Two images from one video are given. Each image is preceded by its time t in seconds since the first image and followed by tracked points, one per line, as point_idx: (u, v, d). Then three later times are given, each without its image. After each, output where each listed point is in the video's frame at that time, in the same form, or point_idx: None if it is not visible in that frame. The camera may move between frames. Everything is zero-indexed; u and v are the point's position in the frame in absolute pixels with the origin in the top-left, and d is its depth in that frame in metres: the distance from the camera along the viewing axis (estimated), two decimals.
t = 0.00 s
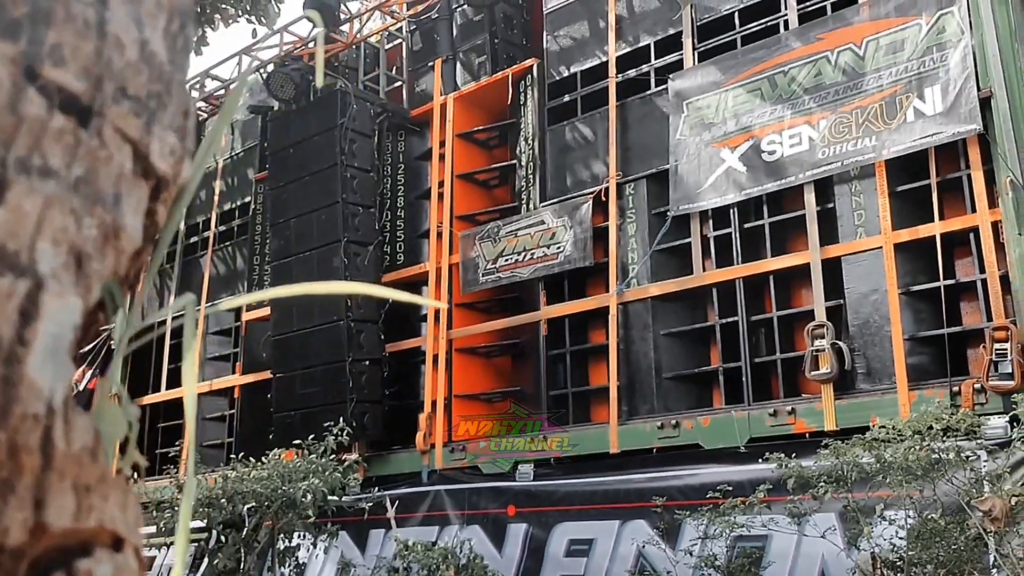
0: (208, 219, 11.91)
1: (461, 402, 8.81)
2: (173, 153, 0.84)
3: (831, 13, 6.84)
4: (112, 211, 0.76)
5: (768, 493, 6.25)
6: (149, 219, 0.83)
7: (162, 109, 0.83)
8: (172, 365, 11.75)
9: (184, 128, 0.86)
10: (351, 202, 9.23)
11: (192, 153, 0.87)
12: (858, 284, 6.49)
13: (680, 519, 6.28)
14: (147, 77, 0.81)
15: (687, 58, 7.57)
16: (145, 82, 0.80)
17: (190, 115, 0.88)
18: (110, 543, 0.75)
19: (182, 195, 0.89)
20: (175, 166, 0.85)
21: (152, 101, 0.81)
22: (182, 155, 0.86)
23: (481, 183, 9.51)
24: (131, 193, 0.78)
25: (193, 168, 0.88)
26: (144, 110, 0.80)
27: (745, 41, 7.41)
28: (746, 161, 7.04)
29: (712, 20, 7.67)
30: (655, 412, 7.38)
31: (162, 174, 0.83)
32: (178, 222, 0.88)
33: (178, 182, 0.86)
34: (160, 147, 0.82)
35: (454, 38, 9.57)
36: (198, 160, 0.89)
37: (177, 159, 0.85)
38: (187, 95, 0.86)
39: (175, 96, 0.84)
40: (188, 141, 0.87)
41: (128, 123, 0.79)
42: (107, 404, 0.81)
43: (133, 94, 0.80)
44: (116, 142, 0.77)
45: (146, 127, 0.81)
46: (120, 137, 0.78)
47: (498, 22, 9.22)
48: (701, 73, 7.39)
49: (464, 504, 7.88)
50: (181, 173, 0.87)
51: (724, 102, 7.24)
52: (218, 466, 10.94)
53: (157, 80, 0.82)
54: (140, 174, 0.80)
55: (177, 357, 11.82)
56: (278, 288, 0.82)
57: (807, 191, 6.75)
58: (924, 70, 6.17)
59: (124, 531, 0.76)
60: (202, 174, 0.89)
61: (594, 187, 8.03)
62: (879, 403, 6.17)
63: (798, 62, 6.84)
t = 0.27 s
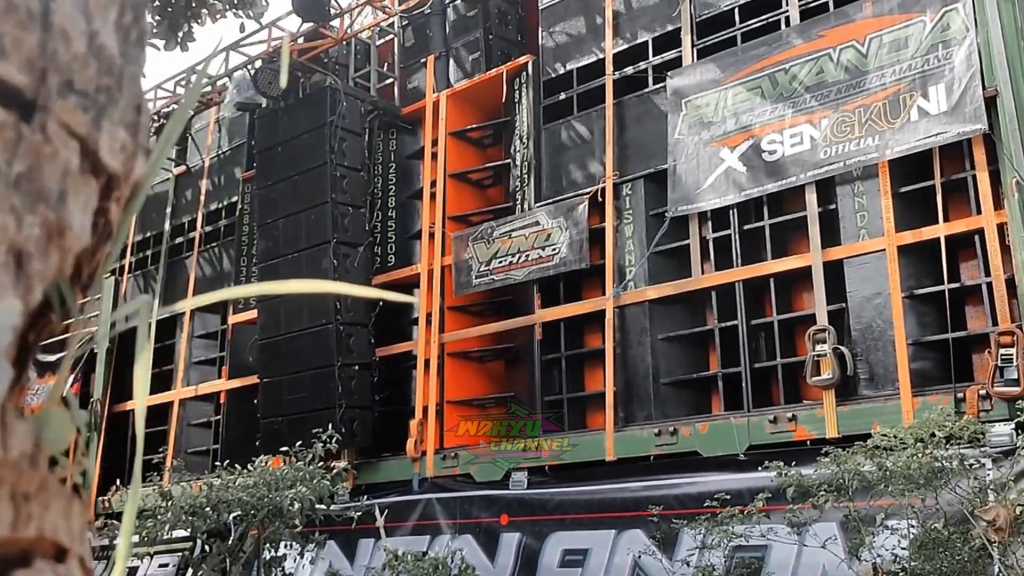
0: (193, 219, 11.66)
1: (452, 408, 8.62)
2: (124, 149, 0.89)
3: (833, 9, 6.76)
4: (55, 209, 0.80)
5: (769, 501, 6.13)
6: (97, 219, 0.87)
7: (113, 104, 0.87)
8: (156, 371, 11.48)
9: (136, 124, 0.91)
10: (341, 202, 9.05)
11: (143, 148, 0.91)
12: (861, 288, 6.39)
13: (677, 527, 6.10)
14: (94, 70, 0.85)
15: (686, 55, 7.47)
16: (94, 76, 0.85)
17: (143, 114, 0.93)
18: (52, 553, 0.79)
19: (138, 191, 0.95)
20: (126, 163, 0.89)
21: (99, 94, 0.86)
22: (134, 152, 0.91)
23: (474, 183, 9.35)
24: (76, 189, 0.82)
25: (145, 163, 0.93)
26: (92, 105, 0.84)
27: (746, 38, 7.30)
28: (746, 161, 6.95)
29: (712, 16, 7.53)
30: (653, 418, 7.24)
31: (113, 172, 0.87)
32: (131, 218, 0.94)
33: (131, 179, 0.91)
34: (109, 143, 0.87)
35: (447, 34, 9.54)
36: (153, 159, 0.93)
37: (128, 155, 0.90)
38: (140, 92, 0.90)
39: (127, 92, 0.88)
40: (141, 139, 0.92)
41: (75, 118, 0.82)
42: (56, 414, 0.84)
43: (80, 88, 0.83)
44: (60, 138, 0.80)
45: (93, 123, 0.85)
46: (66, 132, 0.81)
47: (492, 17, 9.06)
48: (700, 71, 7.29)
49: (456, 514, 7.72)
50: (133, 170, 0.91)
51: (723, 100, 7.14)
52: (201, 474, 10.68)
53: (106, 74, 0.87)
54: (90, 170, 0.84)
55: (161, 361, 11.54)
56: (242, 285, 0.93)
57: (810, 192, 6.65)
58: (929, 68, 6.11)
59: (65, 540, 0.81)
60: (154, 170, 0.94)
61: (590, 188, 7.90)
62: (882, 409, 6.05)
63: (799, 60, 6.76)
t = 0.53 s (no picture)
0: (185, 228, 11.60)
1: (447, 419, 8.57)
2: (81, 153, 0.84)
3: (829, 18, 6.75)
4: (8, 214, 0.76)
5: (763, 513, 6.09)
6: (54, 230, 0.84)
7: (71, 108, 0.83)
8: (148, 380, 11.41)
9: (95, 128, 0.86)
10: (334, 211, 9.02)
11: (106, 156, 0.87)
12: (856, 299, 6.37)
13: (671, 540, 6.04)
14: (49, 74, 0.81)
15: (682, 64, 7.46)
16: (49, 79, 0.81)
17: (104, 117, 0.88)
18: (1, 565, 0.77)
19: (98, 196, 0.90)
20: (84, 167, 0.85)
21: (56, 97, 0.81)
22: (91, 155, 0.86)
23: (467, 192, 9.30)
24: (29, 194, 0.78)
25: (103, 165, 0.88)
26: (45, 108, 0.80)
27: (741, 47, 7.30)
28: (741, 171, 6.93)
29: (707, 25, 7.51)
30: (648, 428, 7.20)
31: (69, 176, 0.83)
32: (91, 226, 0.89)
33: (88, 183, 0.86)
34: (65, 146, 0.82)
35: (441, 43, 9.42)
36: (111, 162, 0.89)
37: (85, 159, 0.85)
38: (99, 95, 0.86)
39: (84, 97, 0.84)
40: (99, 142, 0.87)
41: (28, 121, 0.79)
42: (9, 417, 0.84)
43: (33, 91, 0.79)
44: (12, 141, 0.77)
45: (48, 126, 0.80)
46: (19, 136, 0.78)
47: (486, 26, 9.07)
48: (695, 80, 7.28)
49: (450, 526, 7.66)
50: (91, 174, 0.87)
51: (718, 110, 7.13)
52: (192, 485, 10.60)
53: (63, 77, 0.83)
54: (44, 174, 0.80)
55: (152, 371, 11.48)
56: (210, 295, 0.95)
57: (805, 202, 6.63)
58: (924, 78, 6.11)
59: (16, 550, 0.78)
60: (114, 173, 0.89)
61: (584, 198, 7.87)
62: (876, 421, 6.03)
63: (794, 69, 6.74)
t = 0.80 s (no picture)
0: (172, 221, 11.41)
1: (439, 416, 8.39)
2: (31, 136, 0.68)
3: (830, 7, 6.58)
4: None
5: (761, 513, 5.93)
6: (2, 217, 0.66)
7: (19, 88, 0.68)
8: (133, 376, 11.21)
9: (50, 109, 0.70)
10: (324, 204, 8.83)
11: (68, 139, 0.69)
12: (857, 294, 6.20)
13: (666, 541, 5.87)
14: None
15: (680, 53, 7.28)
16: None
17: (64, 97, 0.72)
18: None
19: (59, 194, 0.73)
20: (34, 152, 0.68)
21: None
22: (47, 141, 0.69)
23: (461, 185, 9.11)
24: None
25: (65, 152, 0.70)
26: None
27: (741, 36, 7.13)
28: (740, 163, 6.76)
29: (706, 14, 7.34)
30: (644, 427, 7.04)
31: (15, 162, 0.67)
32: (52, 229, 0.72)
33: (45, 171, 0.69)
34: (9, 130, 0.67)
35: (434, 31, 9.34)
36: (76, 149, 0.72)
37: (37, 144, 0.68)
38: (54, 72, 0.70)
39: (35, 73, 0.69)
40: (57, 123, 0.70)
41: None
42: None
43: None
44: None
45: None
46: None
47: (481, 14, 8.84)
48: (693, 71, 7.11)
49: (441, 526, 7.49)
50: (47, 161, 0.69)
51: (717, 101, 6.96)
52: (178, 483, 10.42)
53: (11, 56, 0.68)
54: None
55: (138, 367, 11.27)
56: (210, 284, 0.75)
57: (805, 195, 6.46)
58: (927, 68, 5.94)
59: None
60: (80, 158, 0.70)
61: (579, 191, 7.70)
62: (878, 419, 5.86)
63: (795, 59, 6.57)
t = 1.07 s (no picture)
0: (165, 228, 11.37)
1: (434, 425, 8.35)
2: None
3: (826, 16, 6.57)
4: None
5: (755, 523, 5.90)
6: None
7: None
8: (125, 385, 11.16)
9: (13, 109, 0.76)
10: (318, 211, 8.81)
11: (35, 144, 0.74)
12: (852, 304, 6.19)
13: (660, 552, 5.84)
14: None
15: (676, 61, 7.27)
16: None
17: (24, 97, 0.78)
18: None
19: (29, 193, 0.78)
20: None
21: None
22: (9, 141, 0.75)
23: (456, 192, 9.08)
24: None
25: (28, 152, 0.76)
26: None
27: (737, 45, 7.11)
28: (735, 172, 6.75)
29: (702, 22, 7.36)
30: (639, 436, 7.01)
31: None
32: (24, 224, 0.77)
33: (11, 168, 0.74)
34: None
35: (428, 39, 9.22)
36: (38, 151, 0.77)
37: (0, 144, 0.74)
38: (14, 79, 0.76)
39: None
40: (18, 125, 0.76)
41: None
42: None
43: None
44: None
45: None
46: None
47: (476, 21, 8.83)
48: (689, 79, 7.10)
49: (435, 536, 7.46)
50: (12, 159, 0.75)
51: (712, 110, 6.95)
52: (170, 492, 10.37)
53: None
54: None
55: (130, 376, 11.22)
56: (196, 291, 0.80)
57: (800, 204, 6.44)
58: (923, 77, 5.94)
59: None
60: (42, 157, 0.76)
61: (574, 200, 7.68)
62: (872, 429, 5.84)
63: (790, 68, 6.57)
